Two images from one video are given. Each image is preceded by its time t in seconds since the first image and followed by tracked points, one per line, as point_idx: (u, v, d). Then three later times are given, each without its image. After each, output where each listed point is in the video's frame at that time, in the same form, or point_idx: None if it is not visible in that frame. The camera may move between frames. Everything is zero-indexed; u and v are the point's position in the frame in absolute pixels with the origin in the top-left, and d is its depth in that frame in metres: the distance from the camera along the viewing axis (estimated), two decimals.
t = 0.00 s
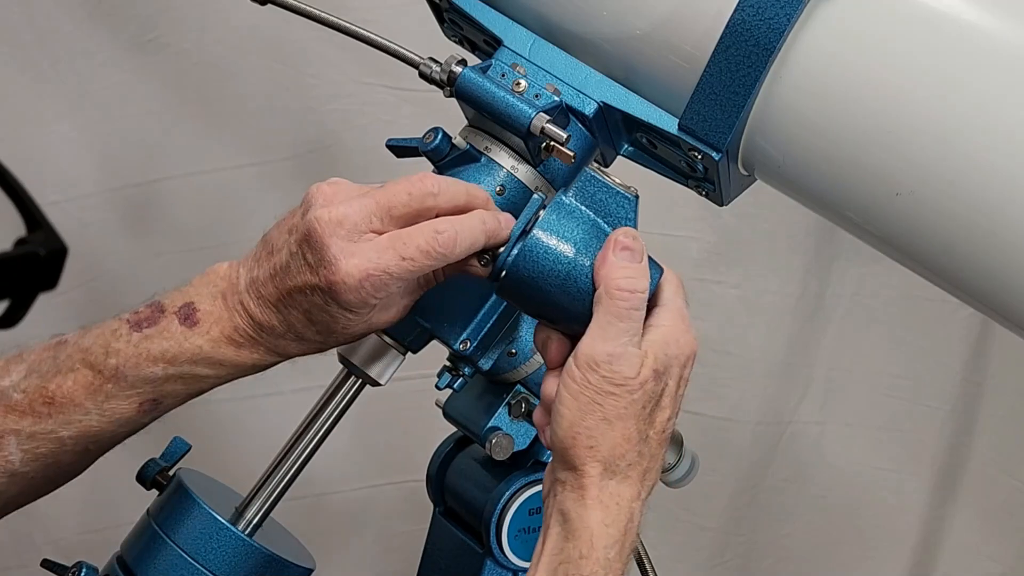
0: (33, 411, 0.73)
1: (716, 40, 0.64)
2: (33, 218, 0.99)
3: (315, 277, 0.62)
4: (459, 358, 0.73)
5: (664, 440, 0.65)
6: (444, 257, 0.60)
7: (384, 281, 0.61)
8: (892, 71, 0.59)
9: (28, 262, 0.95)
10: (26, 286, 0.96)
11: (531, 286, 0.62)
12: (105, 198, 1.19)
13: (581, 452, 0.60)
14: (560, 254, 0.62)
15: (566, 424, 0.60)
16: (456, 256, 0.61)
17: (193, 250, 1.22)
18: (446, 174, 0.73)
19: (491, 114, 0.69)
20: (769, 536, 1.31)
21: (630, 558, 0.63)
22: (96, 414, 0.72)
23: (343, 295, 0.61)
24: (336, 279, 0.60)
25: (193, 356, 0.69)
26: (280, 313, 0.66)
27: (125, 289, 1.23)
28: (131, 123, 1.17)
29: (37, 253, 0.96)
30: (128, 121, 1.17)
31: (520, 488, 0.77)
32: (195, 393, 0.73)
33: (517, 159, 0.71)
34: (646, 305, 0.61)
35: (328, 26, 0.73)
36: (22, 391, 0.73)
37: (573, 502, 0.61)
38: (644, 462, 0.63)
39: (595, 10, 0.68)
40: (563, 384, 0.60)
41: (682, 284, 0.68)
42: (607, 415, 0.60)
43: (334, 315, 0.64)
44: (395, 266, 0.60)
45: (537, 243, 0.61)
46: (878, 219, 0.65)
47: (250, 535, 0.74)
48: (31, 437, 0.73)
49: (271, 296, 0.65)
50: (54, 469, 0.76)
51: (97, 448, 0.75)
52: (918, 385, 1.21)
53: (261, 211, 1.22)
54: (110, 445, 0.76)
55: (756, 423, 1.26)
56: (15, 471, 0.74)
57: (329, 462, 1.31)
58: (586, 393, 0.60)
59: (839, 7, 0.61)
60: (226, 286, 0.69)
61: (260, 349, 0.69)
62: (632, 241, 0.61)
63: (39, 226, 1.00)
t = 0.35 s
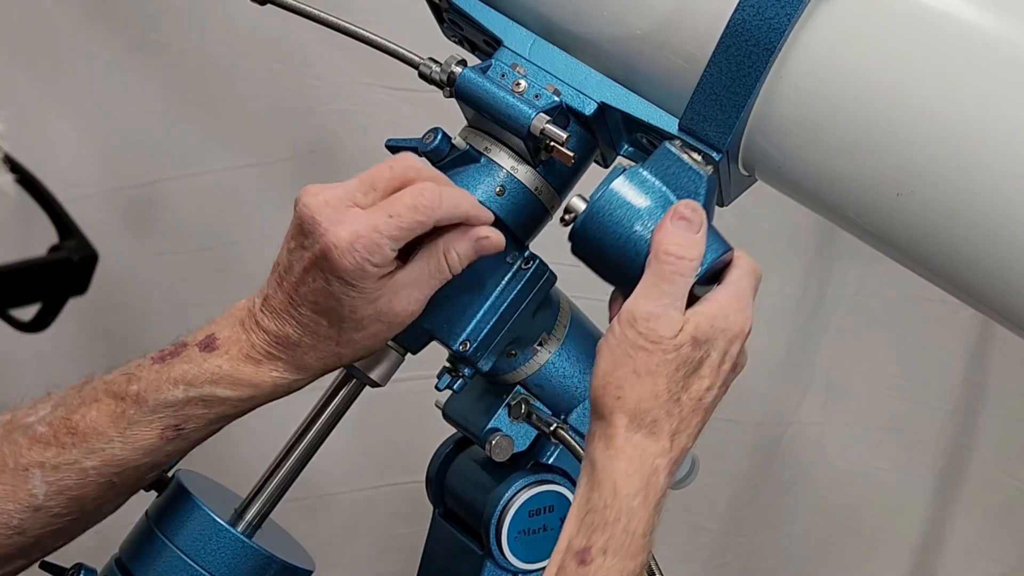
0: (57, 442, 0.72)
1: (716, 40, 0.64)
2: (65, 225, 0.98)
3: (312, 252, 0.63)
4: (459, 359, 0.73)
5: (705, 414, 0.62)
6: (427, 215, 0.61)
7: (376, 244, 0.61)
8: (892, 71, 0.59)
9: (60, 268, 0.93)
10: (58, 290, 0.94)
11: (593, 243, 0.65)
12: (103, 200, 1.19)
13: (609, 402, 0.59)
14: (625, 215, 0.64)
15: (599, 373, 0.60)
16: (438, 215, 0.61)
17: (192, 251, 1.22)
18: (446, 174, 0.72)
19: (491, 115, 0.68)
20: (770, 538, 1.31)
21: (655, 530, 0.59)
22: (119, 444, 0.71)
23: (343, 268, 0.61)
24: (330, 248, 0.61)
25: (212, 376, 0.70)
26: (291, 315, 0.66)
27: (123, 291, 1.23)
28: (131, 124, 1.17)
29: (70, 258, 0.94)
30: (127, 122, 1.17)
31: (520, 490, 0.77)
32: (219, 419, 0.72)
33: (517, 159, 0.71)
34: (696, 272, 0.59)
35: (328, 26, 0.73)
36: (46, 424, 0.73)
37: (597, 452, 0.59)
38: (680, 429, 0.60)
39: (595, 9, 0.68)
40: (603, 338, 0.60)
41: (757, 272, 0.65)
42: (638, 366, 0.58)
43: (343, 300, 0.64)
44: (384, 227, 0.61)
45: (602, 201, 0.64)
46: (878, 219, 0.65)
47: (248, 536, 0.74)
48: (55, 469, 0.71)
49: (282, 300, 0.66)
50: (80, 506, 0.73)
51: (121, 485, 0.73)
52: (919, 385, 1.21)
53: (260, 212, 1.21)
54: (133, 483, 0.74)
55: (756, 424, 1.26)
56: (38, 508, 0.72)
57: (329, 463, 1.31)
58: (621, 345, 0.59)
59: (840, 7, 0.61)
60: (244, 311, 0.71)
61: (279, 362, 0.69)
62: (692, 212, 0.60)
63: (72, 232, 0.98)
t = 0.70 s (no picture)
0: (91, 451, 0.70)
1: (716, 40, 0.63)
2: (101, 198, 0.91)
3: (320, 237, 0.64)
4: (458, 360, 0.73)
5: (722, 360, 0.61)
6: (408, 159, 0.62)
7: (377, 207, 0.63)
8: (893, 71, 0.58)
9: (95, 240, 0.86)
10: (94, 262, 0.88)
11: (599, 200, 0.64)
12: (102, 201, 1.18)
13: (623, 356, 0.59)
14: (628, 169, 0.62)
15: (613, 328, 0.60)
16: (420, 160, 0.63)
17: (192, 252, 1.22)
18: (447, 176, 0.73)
19: (491, 115, 0.68)
20: (771, 539, 1.31)
21: (678, 479, 0.59)
22: (152, 449, 0.68)
23: (353, 244, 0.62)
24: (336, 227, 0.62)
25: (240, 374, 0.69)
26: (310, 306, 0.66)
27: (124, 292, 1.23)
28: (130, 125, 1.17)
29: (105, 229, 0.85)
30: (127, 123, 1.16)
31: (520, 491, 0.77)
32: (251, 419, 0.70)
33: (517, 159, 0.71)
34: (703, 220, 0.59)
35: (326, 26, 0.73)
36: (80, 436, 0.71)
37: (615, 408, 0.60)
38: (698, 377, 0.60)
39: (595, 9, 0.67)
40: (616, 292, 0.60)
41: (767, 215, 0.64)
42: (650, 318, 0.59)
43: (358, 279, 0.64)
44: (378, 187, 0.63)
45: (604, 158, 0.62)
46: (878, 219, 0.65)
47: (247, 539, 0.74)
48: (90, 476, 0.68)
49: (302, 295, 0.66)
50: (116, 521, 0.69)
51: (157, 494, 0.69)
52: (920, 386, 1.21)
53: (261, 213, 1.21)
54: (168, 497, 0.70)
55: (758, 426, 1.26)
56: (76, 519, 0.69)
57: (329, 464, 1.31)
58: (633, 299, 0.59)
59: (840, 6, 0.60)
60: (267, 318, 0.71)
61: (304, 358, 0.68)
62: (696, 158, 0.59)
63: (107, 205, 0.91)
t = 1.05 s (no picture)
0: (86, 461, 0.70)
1: (717, 39, 0.63)
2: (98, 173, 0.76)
3: (318, 249, 0.63)
4: (457, 361, 0.73)
5: (727, 348, 0.61)
6: (409, 174, 0.62)
7: (377, 222, 0.62)
8: (894, 71, 0.58)
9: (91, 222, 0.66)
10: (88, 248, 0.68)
11: (600, 196, 0.63)
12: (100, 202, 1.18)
13: (625, 341, 0.59)
14: (629, 160, 0.62)
15: (615, 313, 0.60)
16: (420, 174, 0.62)
17: (191, 253, 1.22)
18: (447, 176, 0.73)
19: (490, 115, 0.68)
20: (771, 540, 1.31)
21: (681, 470, 0.59)
22: (146, 460, 0.68)
23: (351, 258, 0.62)
24: (335, 242, 0.62)
25: (234, 386, 0.69)
26: (307, 319, 0.66)
27: (122, 293, 1.23)
28: (128, 125, 1.16)
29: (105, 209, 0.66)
30: (126, 124, 1.16)
31: (520, 492, 0.76)
32: (246, 431, 0.70)
33: (516, 160, 0.71)
34: (705, 205, 0.58)
35: (325, 26, 0.72)
36: (75, 447, 0.71)
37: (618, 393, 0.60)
38: (701, 365, 0.60)
39: (594, 9, 0.67)
40: (619, 278, 0.60)
41: (767, 208, 0.64)
42: (652, 304, 0.58)
43: (356, 294, 0.64)
44: (377, 202, 0.62)
45: (604, 150, 0.62)
46: (878, 220, 0.65)
47: (246, 540, 0.73)
48: (84, 487, 0.68)
49: (299, 306, 0.66)
50: (111, 533, 0.69)
51: (151, 505, 0.68)
52: (921, 387, 1.21)
53: (260, 214, 1.21)
54: (164, 508, 0.69)
55: (759, 427, 1.25)
56: (71, 529, 0.69)
57: (328, 464, 1.30)
58: (634, 284, 0.59)
59: (841, 5, 0.60)
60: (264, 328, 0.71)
61: (299, 371, 0.68)
62: (699, 144, 0.58)
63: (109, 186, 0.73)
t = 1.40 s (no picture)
0: (83, 463, 0.69)
1: (717, 39, 0.63)
2: (78, 171, 0.91)
3: (319, 252, 0.63)
4: (457, 361, 0.72)
5: (724, 349, 0.60)
6: (411, 177, 0.62)
7: (379, 225, 0.62)
8: (894, 71, 0.58)
9: (75, 215, 0.87)
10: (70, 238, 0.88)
11: (599, 195, 0.63)
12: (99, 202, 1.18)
13: (620, 344, 0.59)
14: (625, 158, 0.61)
15: (609, 316, 0.60)
16: (422, 179, 0.62)
17: (190, 253, 1.22)
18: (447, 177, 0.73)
19: (490, 115, 0.68)
20: (772, 541, 1.30)
21: (678, 472, 0.59)
22: (144, 462, 0.68)
23: (352, 261, 0.62)
24: (336, 245, 0.62)
25: (233, 389, 0.69)
26: (306, 322, 0.66)
27: (120, 293, 1.22)
28: (127, 125, 1.16)
29: (84, 204, 0.87)
30: (124, 123, 1.16)
31: (520, 493, 0.76)
32: (244, 433, 0.70)
33: (516, 161, 0.71)
34: (699, 204, 0.58)
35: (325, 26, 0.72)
36: (72, 449, 0.71)
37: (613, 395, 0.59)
38: (697, 366, 0.59)
39: (595, 9, 0.67)
40: (614, 282, 0.60)
41: (768, 204, 0.63)
42: (646, 306, 0.58)
43: (357, 297, 0.64)
44: (379, 205, 0.62)
45: (600, 146, 0.62)
46: (878, 220, 0.64)
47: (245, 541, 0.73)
48: (81, 489, 0.68)
49: (298, 309, 0.66)
50: (107, 535, 0.69)
51: (149, 508, 0.68)
52: (921, 387, 1.20)
53: (260, 214, 1.21)
54: (161, 510, 0.69)
55: (759, 428, 1.25)
56: (68, 531, 0.68)
57: (328, 465, 1.30)
58: (629, 287, 0.59)
59: (842, 5, 0.60)
60: (262, 330, 0.70)
61: (298, 374, 0.68)
62: (691, 144, 0.58)
63: (86, 181, 0.91)
